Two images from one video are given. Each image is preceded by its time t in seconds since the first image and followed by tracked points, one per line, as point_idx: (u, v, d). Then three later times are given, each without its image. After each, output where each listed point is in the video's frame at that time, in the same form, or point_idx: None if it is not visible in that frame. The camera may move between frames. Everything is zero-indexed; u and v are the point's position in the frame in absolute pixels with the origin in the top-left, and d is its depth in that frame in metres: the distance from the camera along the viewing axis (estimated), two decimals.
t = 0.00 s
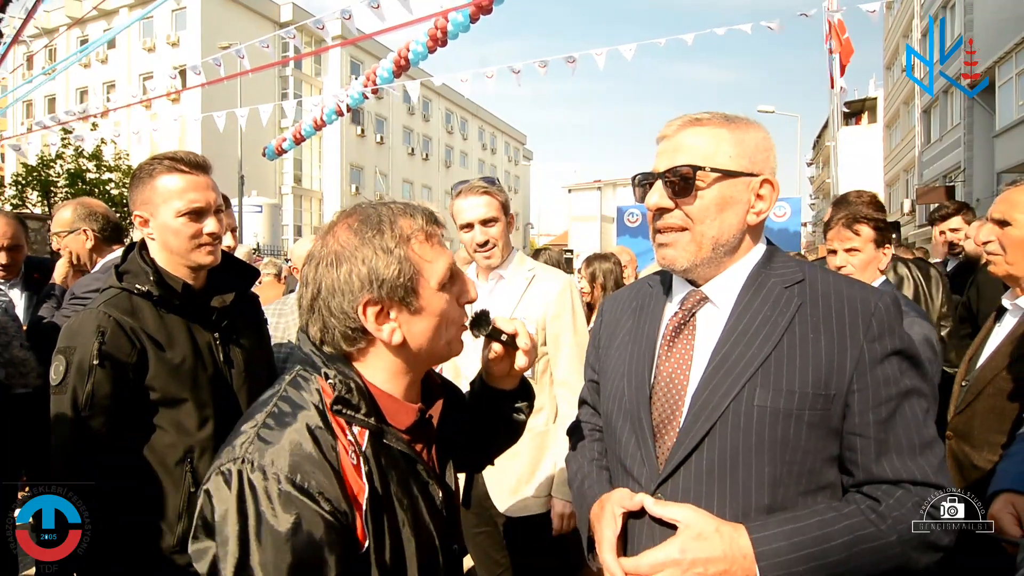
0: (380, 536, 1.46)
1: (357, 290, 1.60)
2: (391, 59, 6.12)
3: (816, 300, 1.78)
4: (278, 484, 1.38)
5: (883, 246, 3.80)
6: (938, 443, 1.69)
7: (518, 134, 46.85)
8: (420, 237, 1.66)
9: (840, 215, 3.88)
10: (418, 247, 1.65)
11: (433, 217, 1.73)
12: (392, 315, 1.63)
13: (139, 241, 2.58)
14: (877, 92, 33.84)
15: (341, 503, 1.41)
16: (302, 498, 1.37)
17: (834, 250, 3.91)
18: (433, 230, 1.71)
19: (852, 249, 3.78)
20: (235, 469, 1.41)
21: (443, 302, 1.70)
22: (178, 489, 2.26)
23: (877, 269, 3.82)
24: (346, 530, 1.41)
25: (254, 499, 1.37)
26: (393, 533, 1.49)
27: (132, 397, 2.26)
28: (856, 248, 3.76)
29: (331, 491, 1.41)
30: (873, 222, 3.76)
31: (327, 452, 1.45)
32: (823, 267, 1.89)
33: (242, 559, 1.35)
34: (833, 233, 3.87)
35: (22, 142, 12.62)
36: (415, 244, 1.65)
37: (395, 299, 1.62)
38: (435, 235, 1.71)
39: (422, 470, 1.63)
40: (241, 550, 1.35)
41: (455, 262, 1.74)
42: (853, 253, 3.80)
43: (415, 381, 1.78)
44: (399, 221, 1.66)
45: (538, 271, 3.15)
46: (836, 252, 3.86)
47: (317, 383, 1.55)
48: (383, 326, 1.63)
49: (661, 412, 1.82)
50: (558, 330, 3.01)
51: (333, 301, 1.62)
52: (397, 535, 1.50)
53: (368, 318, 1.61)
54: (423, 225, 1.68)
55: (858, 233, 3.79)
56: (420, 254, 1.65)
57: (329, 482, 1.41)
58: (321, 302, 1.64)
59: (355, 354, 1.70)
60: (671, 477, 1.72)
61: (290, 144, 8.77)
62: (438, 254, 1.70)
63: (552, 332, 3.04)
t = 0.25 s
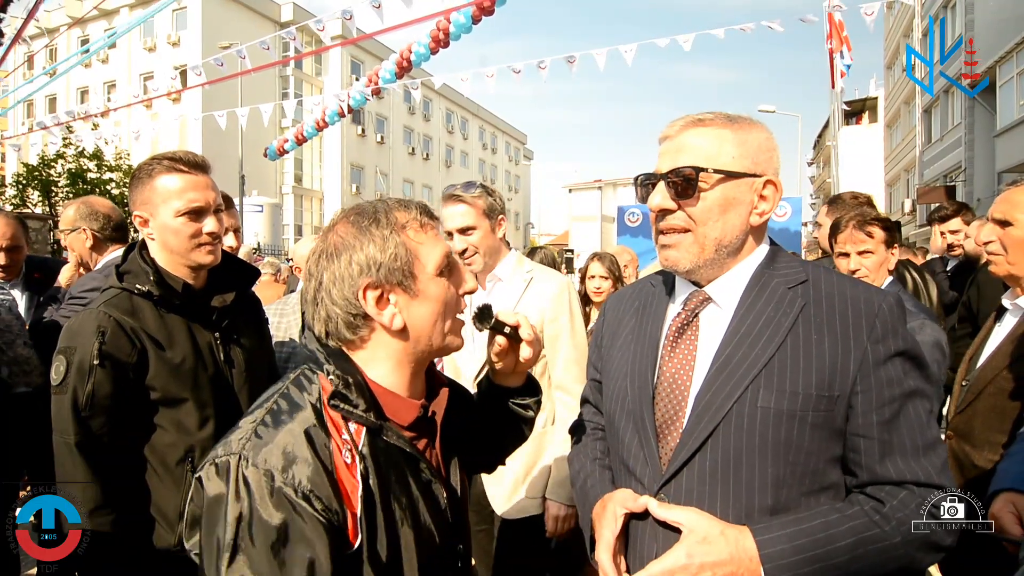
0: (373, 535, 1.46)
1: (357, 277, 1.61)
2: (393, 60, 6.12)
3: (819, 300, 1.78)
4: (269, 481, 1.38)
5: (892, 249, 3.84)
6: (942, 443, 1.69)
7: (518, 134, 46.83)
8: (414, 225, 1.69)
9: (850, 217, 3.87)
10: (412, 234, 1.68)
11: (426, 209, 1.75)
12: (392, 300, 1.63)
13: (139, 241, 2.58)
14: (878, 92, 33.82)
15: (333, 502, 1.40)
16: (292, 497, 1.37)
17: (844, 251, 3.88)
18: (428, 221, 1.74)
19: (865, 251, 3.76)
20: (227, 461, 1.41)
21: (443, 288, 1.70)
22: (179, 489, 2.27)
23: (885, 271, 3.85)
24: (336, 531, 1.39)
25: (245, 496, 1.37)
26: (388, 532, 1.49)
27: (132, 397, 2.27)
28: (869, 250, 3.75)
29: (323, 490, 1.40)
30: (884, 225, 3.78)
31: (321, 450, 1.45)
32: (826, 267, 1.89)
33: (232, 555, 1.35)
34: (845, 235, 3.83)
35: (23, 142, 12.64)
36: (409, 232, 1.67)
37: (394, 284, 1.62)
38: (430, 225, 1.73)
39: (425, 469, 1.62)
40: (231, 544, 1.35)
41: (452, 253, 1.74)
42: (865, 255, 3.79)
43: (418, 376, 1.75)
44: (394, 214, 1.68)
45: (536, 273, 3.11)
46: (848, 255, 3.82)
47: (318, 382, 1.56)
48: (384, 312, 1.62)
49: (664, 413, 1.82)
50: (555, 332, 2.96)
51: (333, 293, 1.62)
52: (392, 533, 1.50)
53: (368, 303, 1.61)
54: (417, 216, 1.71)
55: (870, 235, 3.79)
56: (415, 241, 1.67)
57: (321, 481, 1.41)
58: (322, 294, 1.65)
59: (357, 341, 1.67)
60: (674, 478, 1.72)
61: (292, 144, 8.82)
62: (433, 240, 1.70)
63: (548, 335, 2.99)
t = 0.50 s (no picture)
0: (365, 533, 1.46)
1: (361, 270, 1.61)
2: (395, 61, 6.12)
3: (824, 299, 1.79)
4: (258, 474, 1.44)
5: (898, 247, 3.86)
6: (946, 442, 1.70)
7: (519, 134, 46.82)
8: (419, 221, 1.70)
9: (857, 215, 3.88)
10: (415, 229, 1.69)
11: (431, 205, 1.76)
12: (395, 293, 1.63)
13: (141, 241, 2.58)
14: (879, 91, 33.80)
15: (320, 499, 1.43)
16: (278, 491, 1.41)
17: (849, 249, 3.88)
18: (433, 218, 1.74)
19: (871, 248, 3.76)
20: (219, 450, 1.47)
21: (447, 282, 1.70)
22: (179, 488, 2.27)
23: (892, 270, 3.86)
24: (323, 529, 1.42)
25: (233, 486, 1.43)
26: (383, 531, 1.48)
27: (134, 396, 2.27)
28: (876, 248, 3.75)
29: (310, 487, 1.43)
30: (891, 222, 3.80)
31: (313, 447, 1.48)
32: (830, 266, 1.90)
33: (219, 541, 1.42)
34: (852, 232, 3.84)
35: (24, 142, 12.64)
36: (412, 227, 1.68)
37: (397, 276, 1.62)
38: (435, 222, 1.74)
39: (426, 473, 1.60)
40: (219, 530, 1.42)
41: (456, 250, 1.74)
42: (872, 253, 3.79)
43: (424, 376, 1.75)
44: (398, 211, 1.69)
45: (529, 273, 3.08)
46: (855, 252, 3.83)
47: (320, 379, 1.60)
48: (388, 304, 1.63)
49: (669, 411, 1.82)
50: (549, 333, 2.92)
51: (338, 287, 1.63)
52: (388, 532, 1.48)
53: (372, 295, 1.61)
54: (422, 213, 1.72)
55: (877, 233, 3.79)
56: (418, 236, 1.68)
57: (308, 477, 1.43)
58: (327, 289, 1.65)
59: (361, 336, 1.68)
60: (679, 476, 1.72)
61: (294, 144, 8.72)
62: (436, 236, 1.71)
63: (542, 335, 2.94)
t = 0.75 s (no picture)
0: (374, 529, 1.45)
1: (375, 267, 1.62)
2: (396, 62, 6.12)
3: (827, 299, 1.79)
4: (270, 466, 1.43)
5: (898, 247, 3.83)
6: (950, 441, 1.70)
7: (519, 134, 46.81)
8: (433, 222, 1.71)
9: (856, 216, 3.88)
10: (429, 230, 1.69)
11: (444, 208, 1.76)
12: (407, 291, 1.63)
13: (148, 241, 2.57)
14: (880, 91, 33.77)
15: (333, 491, 1.43)
16: (291, 481, 1.41)
17: (848, 249, 3.88)
18: (446, 220, 1.75)
19: (870, 248, 3.77)
20: (233, 443, 1.47)
21: (459, 283, 1.70)
22: (183, 489, 2.27)
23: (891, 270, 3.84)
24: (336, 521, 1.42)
25: (245, 478, 1.42)
26: (392, 528, 1.47)
27: (137, 398, 2.27)
28: (874, 248, 3.76)
29: (324, 479, 1.43)
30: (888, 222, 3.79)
31: (326, 440, 1.48)
32: (833, 266, 1.90)
33: (234, 535, 1.42)
34: (850, 233, 3.84)
35: (25, 142, 12.67)
36: (426, 227, 1.69)
37: (410, 274, 1.63)
38: (449, 223, 1.75)
39: (436, 474, 1.60)
40: (232, 523, 1.41)
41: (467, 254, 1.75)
42: (870, 253, 3.79)
43: (432, 376, 1.75)
44: (412, 212, 1.70)
45: (522, 274, 3.05)
46: (852, 252, 3.83)
47: (331, 375, 1.61)
48: (400, 301, 1.63)
49: (672, 411, 1.82)
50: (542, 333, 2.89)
51: (350, 284, 1.63)
52: (398, 529, 1.47)
53: (385, 292, 1.61)
54: (435, 214, 1.72)
55: (875, 233, 3.79)
56: (432, 237, 1.68)
57: (321, 468, 1.44)
58: (341, 287, 1.65)
59: (372, 333, 1.67)
60: (683, 477, 1.72)
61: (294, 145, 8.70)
62: (449, 237, 1.71)
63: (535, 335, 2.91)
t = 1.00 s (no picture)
0: (388, 532, 1.45)
1: (387, 271, 1.61)
2: (396, 61, 6.12)
3: (831, 299, 1.78)
4: (286, 473, 1.42)
5: (885, 246, 3.79)
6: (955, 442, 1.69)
7: (519, 134, 46.80)
8: (446, 225, 1.69)
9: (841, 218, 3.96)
10: (443, 233, 1.68)
11: (456, 209, 1.75)
12: (419, 296, 1.62)
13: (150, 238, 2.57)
14: (880, 91, 33.75)
15: (349, 496, 1.43)
16: (307, 487, 1.40)
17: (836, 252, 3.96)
18: (459, 222, 1.74)
19: (849, 251, 3.83)
20: (248, 453, 1.46)
21: (469, 287, 1.70)
22: (186, 488, 2.27)
23: (881, 270, 3.82)
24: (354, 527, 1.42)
25: (261, 486, 1.41)
26: (406, 531, 1.47)
27: (142, 396, 2.26)
28: (852, 251, 3.81)
29: (338, 484, 1.43)
30: (868, 223, 3.81)
31: (339, 444, 1.48)
32: (837, 266, 1.89)
33: (254, 544, 1.40)
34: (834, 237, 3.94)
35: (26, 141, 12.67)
36: (439, 230, 1.67)
37: (421, 279, 1.61)
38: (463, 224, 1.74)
39: (444, 475, 1.61)
40: (250, 532, 1.40)
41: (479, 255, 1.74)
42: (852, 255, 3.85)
43: (440, 378, 1.74)
44: (425, 214, 1.68)
45: (518, 275, 3.02)
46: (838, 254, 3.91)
47: (339, 379, 1.59)
48: (411, 306, 1.62)
49: (675, 411, 1.82)
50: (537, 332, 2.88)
51: (361, 286, 1.62)
52: (410, 533, 1.47)
53: (396, 297, 1.61)
54: (448, 216, 1.71)
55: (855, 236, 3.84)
56: (445, 240, 1.66)
57: (336, 473, 1.44)
58: (350, 288, 1.65)
59: (381, 336, 1.66)
60: (686, 477, 1.71)
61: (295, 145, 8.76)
62: (463, 242, 1.70)
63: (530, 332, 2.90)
